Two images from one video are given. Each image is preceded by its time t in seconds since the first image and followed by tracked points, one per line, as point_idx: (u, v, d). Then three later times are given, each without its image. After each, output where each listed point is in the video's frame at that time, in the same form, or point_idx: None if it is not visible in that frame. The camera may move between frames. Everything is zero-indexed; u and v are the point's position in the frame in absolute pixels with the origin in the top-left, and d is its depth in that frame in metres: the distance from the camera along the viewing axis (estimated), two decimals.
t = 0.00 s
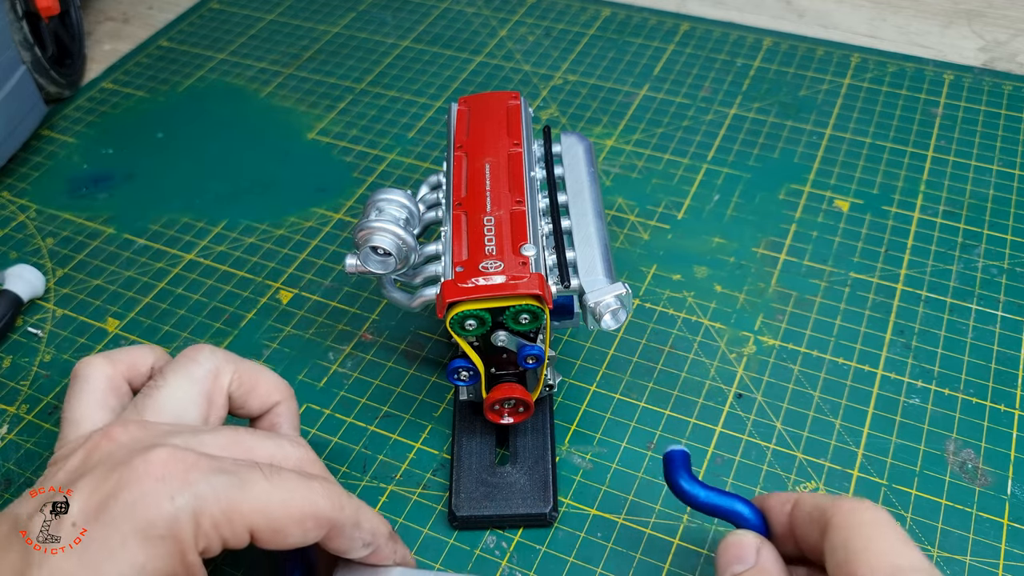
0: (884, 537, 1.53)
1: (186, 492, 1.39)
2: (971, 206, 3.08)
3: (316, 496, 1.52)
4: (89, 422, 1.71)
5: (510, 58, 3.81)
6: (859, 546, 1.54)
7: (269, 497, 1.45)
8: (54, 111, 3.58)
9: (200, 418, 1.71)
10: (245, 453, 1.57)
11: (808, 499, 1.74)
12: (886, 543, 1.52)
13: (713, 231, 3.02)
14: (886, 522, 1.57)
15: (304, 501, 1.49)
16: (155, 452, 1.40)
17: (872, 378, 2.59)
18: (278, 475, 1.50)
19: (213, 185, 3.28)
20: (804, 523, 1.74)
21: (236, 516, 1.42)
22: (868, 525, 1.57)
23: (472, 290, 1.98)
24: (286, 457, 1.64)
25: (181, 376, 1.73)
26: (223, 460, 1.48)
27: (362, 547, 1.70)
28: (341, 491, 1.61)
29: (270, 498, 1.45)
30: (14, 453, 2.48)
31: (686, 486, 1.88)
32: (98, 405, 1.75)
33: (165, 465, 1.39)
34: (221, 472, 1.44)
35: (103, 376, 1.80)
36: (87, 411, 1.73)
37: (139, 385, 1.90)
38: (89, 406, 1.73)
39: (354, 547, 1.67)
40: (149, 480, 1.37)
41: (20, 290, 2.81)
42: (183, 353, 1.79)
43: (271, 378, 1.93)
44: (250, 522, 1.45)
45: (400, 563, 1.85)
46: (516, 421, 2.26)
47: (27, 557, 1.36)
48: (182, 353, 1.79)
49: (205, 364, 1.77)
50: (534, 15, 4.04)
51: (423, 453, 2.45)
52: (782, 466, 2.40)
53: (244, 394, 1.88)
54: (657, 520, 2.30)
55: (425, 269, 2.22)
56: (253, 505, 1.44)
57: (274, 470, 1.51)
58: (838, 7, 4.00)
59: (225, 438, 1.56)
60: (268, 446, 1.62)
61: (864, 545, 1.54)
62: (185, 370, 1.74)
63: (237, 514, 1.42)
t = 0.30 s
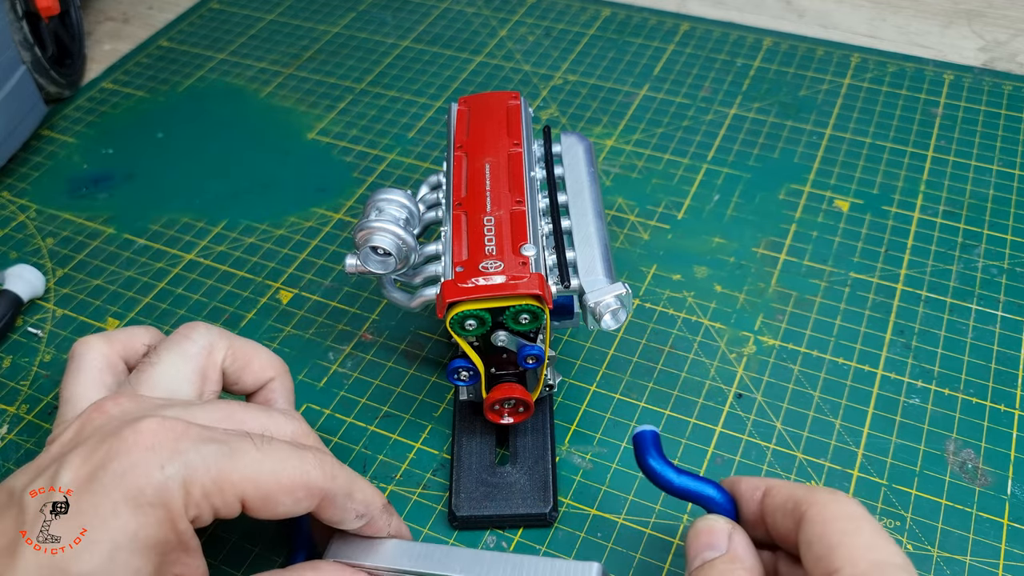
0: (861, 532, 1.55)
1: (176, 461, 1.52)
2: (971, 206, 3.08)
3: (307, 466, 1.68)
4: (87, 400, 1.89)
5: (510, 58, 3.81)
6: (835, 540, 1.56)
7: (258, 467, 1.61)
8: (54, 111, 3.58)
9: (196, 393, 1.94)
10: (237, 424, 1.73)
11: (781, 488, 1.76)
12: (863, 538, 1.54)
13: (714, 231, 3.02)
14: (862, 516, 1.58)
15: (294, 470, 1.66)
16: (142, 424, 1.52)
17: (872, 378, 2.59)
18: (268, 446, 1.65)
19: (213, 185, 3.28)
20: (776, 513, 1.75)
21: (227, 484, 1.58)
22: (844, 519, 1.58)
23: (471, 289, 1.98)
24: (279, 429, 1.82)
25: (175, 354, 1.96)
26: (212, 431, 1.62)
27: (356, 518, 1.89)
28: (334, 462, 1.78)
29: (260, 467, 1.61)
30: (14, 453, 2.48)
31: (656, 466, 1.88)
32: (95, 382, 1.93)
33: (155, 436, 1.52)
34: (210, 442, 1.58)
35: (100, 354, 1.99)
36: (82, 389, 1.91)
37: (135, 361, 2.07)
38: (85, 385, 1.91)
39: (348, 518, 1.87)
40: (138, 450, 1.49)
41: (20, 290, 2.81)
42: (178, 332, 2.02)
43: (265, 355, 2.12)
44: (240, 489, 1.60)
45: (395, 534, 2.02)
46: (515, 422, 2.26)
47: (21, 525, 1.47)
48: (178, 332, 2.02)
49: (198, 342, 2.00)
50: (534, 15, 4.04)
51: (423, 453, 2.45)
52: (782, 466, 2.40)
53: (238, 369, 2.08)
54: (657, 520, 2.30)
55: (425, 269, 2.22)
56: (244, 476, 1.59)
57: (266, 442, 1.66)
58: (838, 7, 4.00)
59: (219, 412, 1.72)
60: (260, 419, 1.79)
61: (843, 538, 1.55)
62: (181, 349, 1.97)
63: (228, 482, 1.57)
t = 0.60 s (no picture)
0: (849, 524, 1.55)
1: (186, 456, 1.52)
2: (971, 206, 3.08)
3: (316, 462, 1.67)
4: (95, 387, 1.88)
5: (510, 58, 3.81)
6: (823, 532, 1.56)
7: (267, 464, 1.60)
8: (54, 111, 3.58)
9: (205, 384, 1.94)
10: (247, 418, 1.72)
11: (765, 479, 1.75)
12: (851, 530, 1.53)
13: (714, 231, 3.02)
14: (849, 507, 1.58)
15: (303, 465, 1.64)
16: (152, 419, 1.52)
17: (872, 378, 2.59)
18: (279, 441, 1.64)
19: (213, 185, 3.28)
20: (761, 503, 1.75)
21: (236, 479, 1.57)
22: (831, 510, 1.58)
23: (471, 289, 1.98)
24: (287, 422, 1.82)
25: (185, 343, 1.96)
26: (221, 425, 1.61)
27: (363, 514, 1.89)
28: (341, 457, 1.76)
29: (269, 462, 1.60)
30: (14, 453, 2.48)
31: (636, 458, 1.86)
32: (104, 369, 1.92)
33: (165, 429, 1.52)
34: (220, 437, 1.57)
35: (109, 342, 1.98)
36: (91, 374, 1.90)
37: (144, 349, 2.07)
38: (94, 372, 1.90)
39: (354, 513, 1.86)
40: (147, 442, 1.50)
41: (20, 290, 2.81)
42: (188, 321, 2.02)
43: (275, 348, 2.12)
44: (248, 485, 1.59)
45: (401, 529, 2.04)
46: (516, 421, 2.26)
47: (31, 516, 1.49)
48: (188, 321, 2.02)
49: (209, 333, 2.00)
50: (534, 15, 4.04)
51: (423, 453, 2.45)
52: (782, 466, 2.40)
53: (247, 360, 2.09)
54: (657, 520, 2.30)
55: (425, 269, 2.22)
56: (254, 472, 1.58)
57: (276, 436, 1.66)
58: (838, 7, 4.00)
59: (228, 405, 1.72)
60: (268, 412, 1.79)
61: (831, 530, 1.55)
62: (191, 338, 1.96)
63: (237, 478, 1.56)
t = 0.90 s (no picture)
0: (835, 455, 1.52)
1: (198, 410, 1.48)
2: (971, 206, 3.08)
3: (328, 419, 1.62)
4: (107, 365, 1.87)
5: (510, 58, 3.81)
6: (812, 462, 1.52)
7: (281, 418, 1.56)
8: (54, 111, 3.58)
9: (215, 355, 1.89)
10: (257, 380, 1.68)
11: (756, 416, 1.72)
12: (834, 458, 1.51)
13: (714, 231, 3.03)
14: (832, 440, 1.55)
15: (317, 422, 1.60)
16: (166, 375, 1.50)
17: (872, 378, 2.59)
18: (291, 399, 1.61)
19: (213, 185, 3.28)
20: (752, 441, 1.71)
21: (250, 432, 1.53)
22: (818, 442, 1.55)
23: (471, 289, 1.98)
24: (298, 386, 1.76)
25: (194, 318, 1.91)
26: (232, 384, 1.58)
27: (374, 474, 1.77)
28: (351, 416, 1.71)
29: (282, 417, 1.56)
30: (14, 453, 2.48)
31: (630, 403, 1.88)
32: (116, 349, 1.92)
33: (178, 385, 1.49)
34: (232, 393, 1.54)
35: (121, 323, 1.97)
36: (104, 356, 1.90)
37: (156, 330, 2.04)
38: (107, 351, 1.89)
39: (364, 472, 1.73)
40: (160, 399, 1.47)
41: (20, 290, 2.81)
42: (199, 298, 1.97)
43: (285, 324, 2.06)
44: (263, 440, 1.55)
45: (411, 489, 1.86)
46: (516, 421, 2.26)
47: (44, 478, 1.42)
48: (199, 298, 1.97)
49: (219, 306, 1.94)
50: (534, 15, 4.04)
51: (423, 453, 2.45)
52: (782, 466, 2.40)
53: (259, 336, 2.02)
54: (657, 520, 2.30)
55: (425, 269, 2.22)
56: (267, 425, 1.55)
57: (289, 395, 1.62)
58: (838, 7, 4.00)
59: (240, 369, 1.68)
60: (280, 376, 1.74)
61: (819, 460, 1.52)
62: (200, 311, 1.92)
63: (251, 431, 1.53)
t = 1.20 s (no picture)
0: (833, 398, 1.63)
1: (204, 366, 1.60)
2: (971, 206, 3.08)
3: (329, 370, 1.76)
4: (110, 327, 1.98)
5: (510, 58, 3.81)
6: (812, 407, 1.63)
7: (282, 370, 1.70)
8: (54, 111, 3.58)
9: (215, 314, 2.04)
10: (257, 334, 1.81)
11: (755, 360, 1.84)
12: (834, 404, 1.62)
13: (714, 231, 3.02)
14: (832, 387, 1.66)
15: (317, 374, 1.74)
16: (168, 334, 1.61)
17: (872, 378, 2.59)
18: (291, 352, 1.74)
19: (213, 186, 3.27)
20: (751, 384, 1.84)
21: (255, 387, 1.66)
22: (818, 388, 1.66)
23: (471, 289, 1.98)
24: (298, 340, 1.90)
25: (194, 280, 2.05)
26: (234, 340, 1.70)
27: (378, 424, 1.97)
28: (355, 368, 1.85)
29: (285, 370, 1.70)
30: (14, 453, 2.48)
31: (630, 347, 2.04)
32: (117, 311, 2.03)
33: (181, 343, 1.61)
34: (235, 349, 1.66)
35: (120, 288, 2.08)
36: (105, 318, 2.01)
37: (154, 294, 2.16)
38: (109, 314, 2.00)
39: (370, 421, 1.93)
40: (164, 358, 1.58)
41: (20, 290, 2.81)
42: (197, 261, 2.10)
43: (282, 287, 2.19)
44: (268, 392, 1.69)
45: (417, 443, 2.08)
46: (516, 421, 2.26)
47: (54, 438, 1.52)
48: (197, 261, 2.11)
49: (217, 269, 2.08)
50: (534, 15, 4.04)
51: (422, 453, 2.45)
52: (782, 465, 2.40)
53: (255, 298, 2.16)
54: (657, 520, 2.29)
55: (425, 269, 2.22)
56: (270, 378, 1.68)
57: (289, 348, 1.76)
58: (838, 7, 4.00)
59: (238, 325, 1.80)
60: (278, 330, 1.87)
61: (819, 405, 1.62)
62: (199, 275, 2.05)
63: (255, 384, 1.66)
